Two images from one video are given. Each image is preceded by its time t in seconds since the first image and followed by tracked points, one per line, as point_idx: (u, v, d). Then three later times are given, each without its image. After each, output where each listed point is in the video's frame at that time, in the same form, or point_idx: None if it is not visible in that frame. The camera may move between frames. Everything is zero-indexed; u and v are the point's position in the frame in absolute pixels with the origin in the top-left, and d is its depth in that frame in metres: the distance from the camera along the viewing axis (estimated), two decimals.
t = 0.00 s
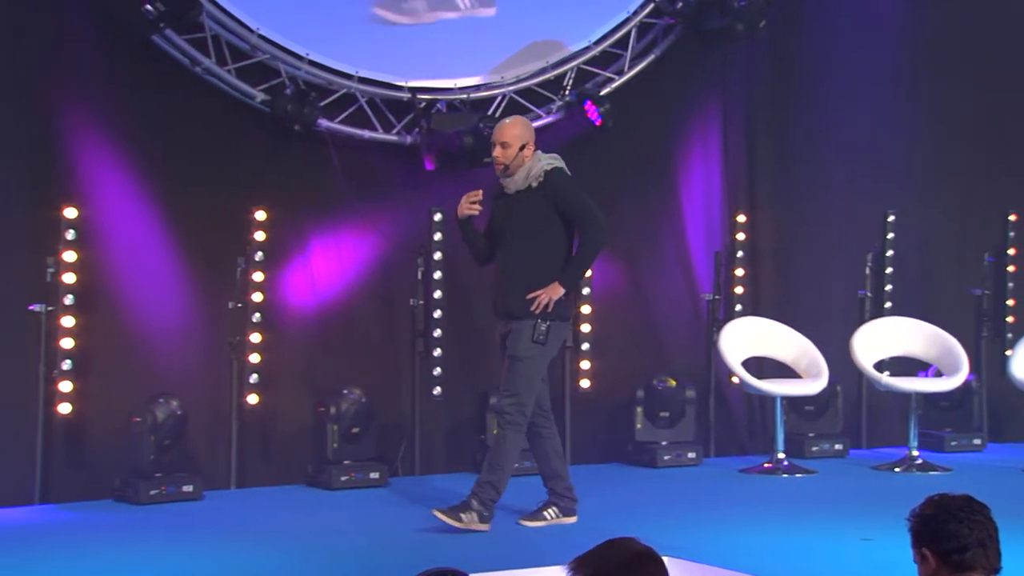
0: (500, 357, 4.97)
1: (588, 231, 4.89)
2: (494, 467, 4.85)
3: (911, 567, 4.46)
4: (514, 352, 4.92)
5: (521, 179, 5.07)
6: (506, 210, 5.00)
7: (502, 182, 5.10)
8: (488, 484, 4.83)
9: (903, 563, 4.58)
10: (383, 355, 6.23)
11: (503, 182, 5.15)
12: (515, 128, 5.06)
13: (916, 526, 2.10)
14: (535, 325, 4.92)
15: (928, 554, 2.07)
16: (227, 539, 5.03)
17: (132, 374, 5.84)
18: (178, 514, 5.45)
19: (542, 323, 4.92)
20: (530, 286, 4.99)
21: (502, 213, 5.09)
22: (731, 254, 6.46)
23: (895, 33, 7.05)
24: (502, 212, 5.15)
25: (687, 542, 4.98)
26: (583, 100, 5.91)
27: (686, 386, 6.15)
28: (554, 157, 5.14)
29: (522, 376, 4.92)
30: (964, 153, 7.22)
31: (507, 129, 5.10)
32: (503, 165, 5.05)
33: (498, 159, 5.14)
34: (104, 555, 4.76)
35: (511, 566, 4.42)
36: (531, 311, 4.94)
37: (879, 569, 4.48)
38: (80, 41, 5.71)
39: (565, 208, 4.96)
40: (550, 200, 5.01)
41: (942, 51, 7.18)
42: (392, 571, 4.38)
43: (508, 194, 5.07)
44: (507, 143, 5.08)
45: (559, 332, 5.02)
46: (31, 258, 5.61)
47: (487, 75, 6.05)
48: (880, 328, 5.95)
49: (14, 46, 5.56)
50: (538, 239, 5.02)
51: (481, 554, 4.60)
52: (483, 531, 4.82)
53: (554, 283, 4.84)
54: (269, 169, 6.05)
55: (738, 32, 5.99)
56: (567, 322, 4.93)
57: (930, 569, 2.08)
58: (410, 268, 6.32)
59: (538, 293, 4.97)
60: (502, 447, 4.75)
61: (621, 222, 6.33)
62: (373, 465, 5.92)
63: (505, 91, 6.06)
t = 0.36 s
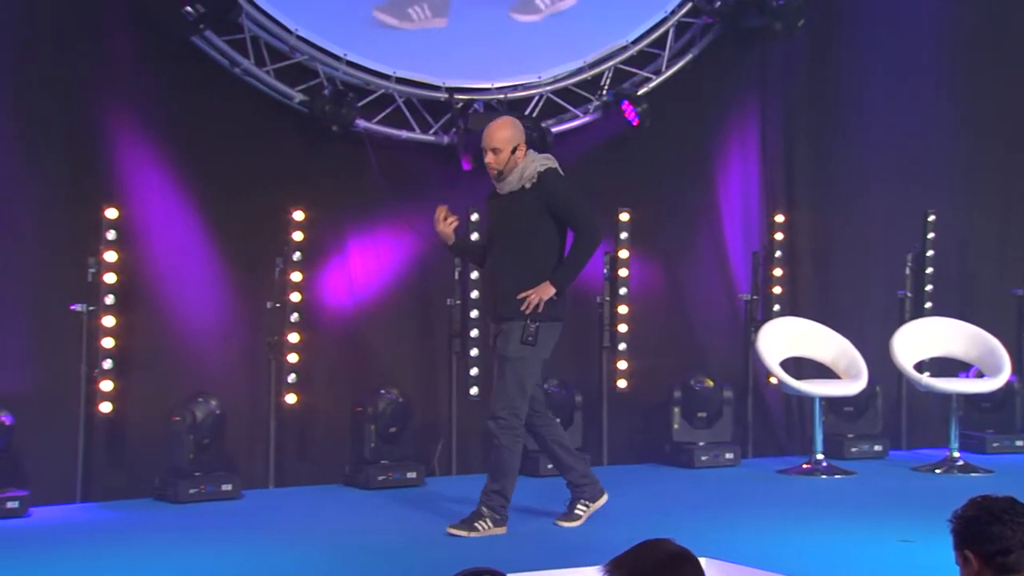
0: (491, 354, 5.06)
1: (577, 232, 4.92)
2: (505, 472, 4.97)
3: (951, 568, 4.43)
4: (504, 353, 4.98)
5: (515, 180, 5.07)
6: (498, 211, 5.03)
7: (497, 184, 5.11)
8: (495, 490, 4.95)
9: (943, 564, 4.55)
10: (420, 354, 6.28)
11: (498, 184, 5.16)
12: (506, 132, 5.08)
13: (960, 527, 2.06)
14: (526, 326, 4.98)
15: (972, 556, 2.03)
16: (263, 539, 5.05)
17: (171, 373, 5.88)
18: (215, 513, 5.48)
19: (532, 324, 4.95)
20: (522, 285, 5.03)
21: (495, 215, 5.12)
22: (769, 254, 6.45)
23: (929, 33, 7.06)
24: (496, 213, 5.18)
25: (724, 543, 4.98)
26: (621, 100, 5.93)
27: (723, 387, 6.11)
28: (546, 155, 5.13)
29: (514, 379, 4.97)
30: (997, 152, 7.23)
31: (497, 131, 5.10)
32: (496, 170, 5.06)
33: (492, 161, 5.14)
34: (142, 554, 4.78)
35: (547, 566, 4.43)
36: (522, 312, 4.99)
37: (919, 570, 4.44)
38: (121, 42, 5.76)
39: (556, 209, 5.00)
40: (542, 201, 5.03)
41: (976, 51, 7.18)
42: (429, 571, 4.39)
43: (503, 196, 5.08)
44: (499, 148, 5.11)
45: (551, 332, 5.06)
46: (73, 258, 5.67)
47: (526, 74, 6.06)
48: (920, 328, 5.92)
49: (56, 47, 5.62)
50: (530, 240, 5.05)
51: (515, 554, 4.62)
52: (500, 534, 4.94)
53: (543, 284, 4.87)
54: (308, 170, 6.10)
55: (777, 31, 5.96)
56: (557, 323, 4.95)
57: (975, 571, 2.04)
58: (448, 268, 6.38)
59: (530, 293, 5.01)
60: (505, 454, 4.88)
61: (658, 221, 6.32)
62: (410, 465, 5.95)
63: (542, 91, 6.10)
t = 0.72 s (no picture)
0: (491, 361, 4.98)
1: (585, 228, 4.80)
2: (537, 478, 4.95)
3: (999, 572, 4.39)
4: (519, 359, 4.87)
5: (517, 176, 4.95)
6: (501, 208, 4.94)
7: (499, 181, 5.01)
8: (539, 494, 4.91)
9: (992, 568, 4.50)
10: (464, 354, 6.35)
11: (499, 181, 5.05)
12: (507, 127, 4.96)
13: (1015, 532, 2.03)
14: (536, 328, 4.88)
15: None
16: (307, 538, 5.07)
17: (215, 373, 5.92)
18: (258, 513, 5.50)
19: (542, 325, 4.86)
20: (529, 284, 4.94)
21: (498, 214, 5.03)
22: (813, 254, 6.51)
23: (971, 32, 7.04)
24: (500, 213, 5.09)
25: (771, 543, 4.97)
26: (663, 100, 5.93)
27: (767, 387, 6.10)
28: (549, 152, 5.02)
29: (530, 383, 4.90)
30: None
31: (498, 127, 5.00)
32: (496, 164, 4.95)
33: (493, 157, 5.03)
34: (186, 554, 4.80)
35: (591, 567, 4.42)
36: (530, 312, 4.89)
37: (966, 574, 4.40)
38: (166, 45, 5.81)
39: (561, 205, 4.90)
40: (546, 197, 4.93)
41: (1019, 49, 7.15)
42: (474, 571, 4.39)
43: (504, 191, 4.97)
44: (499, 142, 4.99)
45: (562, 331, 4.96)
46: (120, 258, 5.72)
47: (569, 75, 6.06)
48: (969, 329, 5.86)
49: (103, 49, 5.67)
50: (535, 237, 4.96)
51: (557, 553, 4.62)
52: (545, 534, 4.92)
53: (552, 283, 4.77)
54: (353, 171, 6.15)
55: (822, 29, 5.92)
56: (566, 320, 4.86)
57: None
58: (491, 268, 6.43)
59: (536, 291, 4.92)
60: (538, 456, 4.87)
61: (702, 221, 6.32)
62: (452, 465, 5.96)
63: (585, 91, 6.07)
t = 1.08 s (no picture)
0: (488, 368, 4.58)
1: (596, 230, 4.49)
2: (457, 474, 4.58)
3: None
4: (533, 366, 4.55)
5: (521, 179, 4.66)
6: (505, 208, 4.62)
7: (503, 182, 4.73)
8: (456, 493, 4.54)
9: None
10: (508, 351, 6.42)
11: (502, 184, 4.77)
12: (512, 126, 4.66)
13: None
14: (545, 333, 4.55)
15: None
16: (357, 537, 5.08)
17: (258, 373, 5.95)
18: (303, 512, 5.52)
19: (551, 329, 4.52)
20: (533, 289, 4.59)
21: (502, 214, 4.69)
22: (858, 255, 6.48)
23: (1014, 32, 7.05)
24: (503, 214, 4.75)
25: (822, 542, 4.98)
26: (707, 100, 5.92)
27: (811, 388, 6.10)
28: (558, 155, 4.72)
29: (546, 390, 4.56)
30: None
31: (504, 127, 4.72)
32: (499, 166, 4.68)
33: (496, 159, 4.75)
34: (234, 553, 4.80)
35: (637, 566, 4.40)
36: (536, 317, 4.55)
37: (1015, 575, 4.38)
38: (209, 46, 5.86)
39: (570, 207, 4.58)
40: (553, 198, 4.61)
41: None
42: (520, 571, 4.40)
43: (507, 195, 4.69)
44: (504, 142, 4.69)
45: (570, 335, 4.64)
46: (165, 259, 5.77)
47: (612, 75, 6.07)
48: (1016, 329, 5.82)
49: (151, 50, 5.72)
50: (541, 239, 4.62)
51: (605, 553, 4.57)
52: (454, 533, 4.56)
53: (561, 286, 4.46)
54: (400, 172, 6.25)
55: (867, 28, 5.89)
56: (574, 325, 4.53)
57: None
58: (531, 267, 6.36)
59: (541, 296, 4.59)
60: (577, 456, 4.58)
61: (746, 223, 6.37)
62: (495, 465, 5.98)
63: (628, 91, 6.08)
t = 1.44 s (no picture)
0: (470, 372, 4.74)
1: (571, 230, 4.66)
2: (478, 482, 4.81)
3: None
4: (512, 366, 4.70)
5: (500, 178, 4.83)
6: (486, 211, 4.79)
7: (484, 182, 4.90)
8: (477, 500, 4.78)
9: None
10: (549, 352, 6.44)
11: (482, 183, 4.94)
12: (490, 127, 4.85)
13: None
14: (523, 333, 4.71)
15: None
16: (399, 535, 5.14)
17: (299, 373, 5.98)
18: (343, 510, 5.55)
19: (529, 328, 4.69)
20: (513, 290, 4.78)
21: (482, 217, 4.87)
22: (901, 255, 6.45)
23: None
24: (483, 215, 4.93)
25: (870, 545, 4.94)
26: (747, 99, 5.89)
27: (853, 389, 6.12)
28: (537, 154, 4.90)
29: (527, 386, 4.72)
30: None
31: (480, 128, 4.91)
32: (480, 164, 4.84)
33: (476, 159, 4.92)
34: (276, 554, 4.80)
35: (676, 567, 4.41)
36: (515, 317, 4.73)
37: None
38: (250, 47, 5.89)
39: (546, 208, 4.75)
40: (531, 201, 4.80)
41: None
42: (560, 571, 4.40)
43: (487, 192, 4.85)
44: (483, 141, 4.88)
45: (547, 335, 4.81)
46: (206, 259, 5.80)
47: (653, 75, 6.07)
48: None
49: (196, 51, 5.76)
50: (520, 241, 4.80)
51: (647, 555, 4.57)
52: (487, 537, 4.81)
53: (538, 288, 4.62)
54: (442, 172, 6.32)
55: (911, 26, 5.88)
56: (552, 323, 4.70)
57: None
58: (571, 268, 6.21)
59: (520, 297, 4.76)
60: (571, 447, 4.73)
61: (785, 222, 6.42)
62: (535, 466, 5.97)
63: (668, 91, 6.09)
